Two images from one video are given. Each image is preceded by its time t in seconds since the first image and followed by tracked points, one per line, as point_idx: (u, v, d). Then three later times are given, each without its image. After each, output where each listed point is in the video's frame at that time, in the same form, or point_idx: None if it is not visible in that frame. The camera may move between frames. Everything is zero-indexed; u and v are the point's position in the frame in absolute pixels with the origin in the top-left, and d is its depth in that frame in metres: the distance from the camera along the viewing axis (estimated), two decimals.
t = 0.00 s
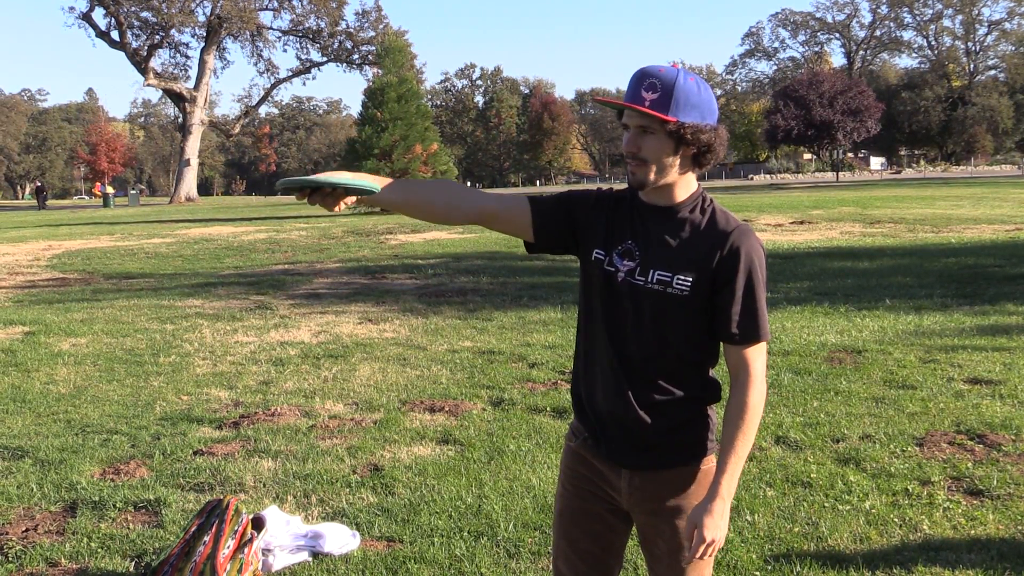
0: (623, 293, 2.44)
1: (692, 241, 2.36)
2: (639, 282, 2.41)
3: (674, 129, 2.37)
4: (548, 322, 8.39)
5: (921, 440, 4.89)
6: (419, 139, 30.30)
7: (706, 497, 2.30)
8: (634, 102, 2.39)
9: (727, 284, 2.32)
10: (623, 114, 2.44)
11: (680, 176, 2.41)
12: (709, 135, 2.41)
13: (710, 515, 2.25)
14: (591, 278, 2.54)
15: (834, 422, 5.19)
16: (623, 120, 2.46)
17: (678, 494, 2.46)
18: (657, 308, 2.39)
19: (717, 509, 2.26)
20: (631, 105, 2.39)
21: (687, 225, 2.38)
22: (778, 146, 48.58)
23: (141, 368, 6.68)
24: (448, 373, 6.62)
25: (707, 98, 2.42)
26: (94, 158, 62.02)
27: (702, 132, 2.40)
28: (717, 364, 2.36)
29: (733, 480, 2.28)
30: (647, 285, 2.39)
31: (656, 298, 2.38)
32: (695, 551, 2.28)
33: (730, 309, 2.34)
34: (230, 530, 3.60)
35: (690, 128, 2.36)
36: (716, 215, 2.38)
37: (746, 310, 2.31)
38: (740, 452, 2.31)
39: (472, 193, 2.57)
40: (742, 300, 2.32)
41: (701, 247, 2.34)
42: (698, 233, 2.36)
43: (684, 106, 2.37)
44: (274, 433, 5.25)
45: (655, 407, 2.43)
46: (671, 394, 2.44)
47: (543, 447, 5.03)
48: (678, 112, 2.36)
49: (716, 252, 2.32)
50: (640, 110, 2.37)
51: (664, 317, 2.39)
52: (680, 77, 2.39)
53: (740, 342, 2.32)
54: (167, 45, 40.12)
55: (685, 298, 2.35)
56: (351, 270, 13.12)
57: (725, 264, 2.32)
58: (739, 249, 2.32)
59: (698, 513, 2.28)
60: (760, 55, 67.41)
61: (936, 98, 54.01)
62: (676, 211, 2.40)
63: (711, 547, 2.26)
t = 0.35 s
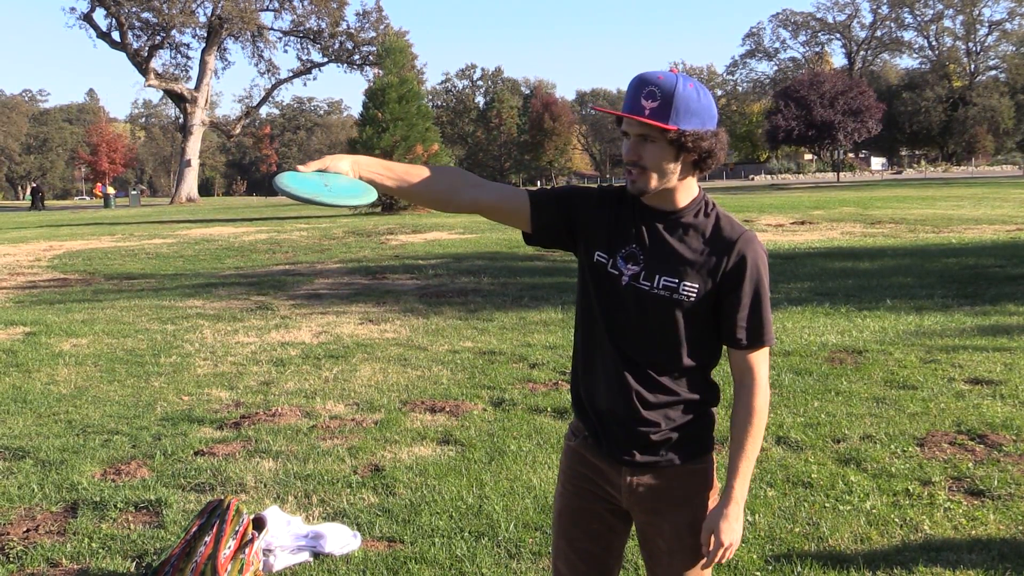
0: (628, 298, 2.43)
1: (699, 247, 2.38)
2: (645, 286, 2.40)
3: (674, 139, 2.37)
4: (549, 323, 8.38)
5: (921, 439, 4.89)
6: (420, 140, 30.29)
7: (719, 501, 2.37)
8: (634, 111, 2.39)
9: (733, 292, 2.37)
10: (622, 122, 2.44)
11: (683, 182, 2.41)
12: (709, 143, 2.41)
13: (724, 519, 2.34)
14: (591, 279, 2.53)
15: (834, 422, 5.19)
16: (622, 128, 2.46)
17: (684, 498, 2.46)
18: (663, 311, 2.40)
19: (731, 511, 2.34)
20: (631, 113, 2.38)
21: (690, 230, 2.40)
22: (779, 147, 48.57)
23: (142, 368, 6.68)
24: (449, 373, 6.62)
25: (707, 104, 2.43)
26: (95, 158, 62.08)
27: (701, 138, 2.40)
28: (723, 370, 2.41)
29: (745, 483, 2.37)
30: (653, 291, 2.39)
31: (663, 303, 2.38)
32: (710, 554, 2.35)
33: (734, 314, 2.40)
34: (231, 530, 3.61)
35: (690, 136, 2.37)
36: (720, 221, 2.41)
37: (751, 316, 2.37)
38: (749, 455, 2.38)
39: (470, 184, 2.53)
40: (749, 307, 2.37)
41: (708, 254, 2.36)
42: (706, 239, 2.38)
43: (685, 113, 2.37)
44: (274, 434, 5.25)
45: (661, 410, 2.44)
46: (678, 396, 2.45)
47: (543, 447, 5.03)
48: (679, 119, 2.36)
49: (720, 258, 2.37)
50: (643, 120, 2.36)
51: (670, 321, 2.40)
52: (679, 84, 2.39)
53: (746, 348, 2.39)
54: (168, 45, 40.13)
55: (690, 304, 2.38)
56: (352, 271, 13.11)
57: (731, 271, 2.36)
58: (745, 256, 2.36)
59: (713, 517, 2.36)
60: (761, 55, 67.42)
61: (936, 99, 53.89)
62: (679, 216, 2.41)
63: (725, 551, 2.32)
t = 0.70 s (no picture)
0: (628, 298, 2.43)
1: (699, 247, 2.39)
2: (645, 287, 2.40)
3: (678, 141, 2.37)
4: (549, 324, 8.37)
5: (922, 440, 4.89)
6: (420, 141, 30.28)
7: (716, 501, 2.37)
8: (637, 112, 2.39)
9: (732, 293, 2.37)
10: (625, 123, 2.45)
11: (685, 183, 2.41)
12: (712, 147, 2.41)
13: (721, 518, 2.33)
14: (591, 279, 2.53)
15: (835, 423, 5.19)
16: (625, 129, 2.47)
17: (681, 499, 2.46)
18: (663, 312, 2.40)
19: (727, 511, 2.33)
20: (634, 115, 2.39)
21: (691, 232, 2.40)
22: (780, 148, 48.59)
23: (143, 369, 6.68)
24: (449, 374, 6.61)
25: (710, 106, 2.43)
26: (95, 159, 62.10)
27: (704, 141, 2.40)
28: (722, 372, 2.42)
29: (742, 483, 2.36)
30: (653, 291, 2.39)
31: (662, 304, 2.38)
32: (705, 554, 2.34)
33: (735, 315, 2.40)
34: (231, 530, 3.61)
35: (693, 136, 2.36)
36: (721, 221, 2.42)
37: (753, 317, 2.37)
38: (748, 456, 2.38)
39: (471, 185, 2.53)
40: (749, 308, 2.37)
41: (709, 256, 2.37)
42: (708, 240, 2.38)
43: (689, 114, 2.36)
44: (274, 435, 5.24)
45: (660, 411, 2.44)
46: (677, 397, 2.46)
47: (544, 449, 5.03)
48: (683, 121, 2.36)
49: (722, 260, 2.37)
50: (646, 121, 2.36)
51: (670, 322, 2.40)
52: (683, 86, 2.38)
53: (747, 349, 2.39)
54: (168, 46, 40.11)
55: (691, 305, 2.38)
56: (352, 272, 13.11)
57: (731, 273, 2.37)
58: (746, 258, 2.36)
59: (709, 518, 2.35)
60: (762, 56, 67.46)
61: (937, 100, 53.85)
62: (680, 217, 2.41)
63: (721, 551, 2.31)
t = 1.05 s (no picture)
0: (628, 298, 2.43)
1: (699, 246, 2.39)
2: (644, 286, 2.41)
3: (680, 139, 2.37)
4: (549, 326, 8.37)
5: (922, 442, 4.89)
6: (421, 142, 30.26)
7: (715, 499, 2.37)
8: (636, 113, 2.39)
9: (732, 292, 2.38)
10: (624, 124, 2.45)
11: (684, 183, 2.41)
12: (711, 147, 2.42)
13: (719, 517, 2.33)
14: (591, 279, 2.53)
15: (835, 424, 5.19)
16: (625, 130, 2.46)
17: (680, 499, 2.46)
18: (663, 313, 2.40)
19: (726, 511, 2.33)
20: (634, 115, 2.39)
21: (690, 232, 2.40)
22: (780, 150, 48.62)
23: (143, 370, 6.69)
24: (449, 375, 6.61)
25: (709, 107, 2.44)
26: (96, 161, 62.14)
27: (705, 141, 2.41)
28: (723, 371, 2.43)
29: (741, 483, 2.37)
30: (653, 291, 2.39)
31: (662, 305, 2.39)
32: (705, 554, 2.34)
33: (734, 315, 2.41)
34: (232, 532, 3.62)
35: (693, 137, 2.36)
36: (720, 221, 2.42)
37: (751, 316, 2.37)
38: (746, 455, 2.38)
39: (469, 184, 2.53)
40: (749, 308, 2.38)
41: (709, 257, 2.37)
42: (707, 240, 2.39)
43: (689, 114, 2.36)
44: (275, 436, 5.24)
45: (659, 412, 2.44)
46: (678, 398, 2.46)
47: (545, 449, 5.03)
48: (683, 121, 2.36)
49: (721, 260, 2.38)
50: (647, 122, 2.36)
51: (670, 322, 2.40)
52: (683, 87, 2.38)
53: (745, 348, 2.39)
54: (169, 48, 40.12)
55: (690, 304, 2.38)
56: (352, 273, 13.11)
57: (731, 272, 2.37)
58: (744, 258, 2.37)
59: (709, 517, 2.35)
60: (762, 57, 67.49)
61: (937, 101, 53.81)
62: (679, 217, 2.42)
63: (719, 550, 2.31)
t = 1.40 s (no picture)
0: (627, 300, 2.44)
1: (699, 248, 2.40)
2: (645, 288, 2.41)
3: (680, 141, 2.37)
4: (549, 326, 8.39)
5: (922, 442, 4.89)
6: (421, 143, 30.28)
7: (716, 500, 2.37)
8: (637, 114, 2.39)
9: (733, 295, 2.38)
10: (625, 126, 2.45)
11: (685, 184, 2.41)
12: (711, 147, 2.43)
13: (721, 519, 2.33)
14: (591, 282, 2.53)
15: (835, 425, 5.19)
16: (625, 132, 2.47)
17: (681, 503, 2.47)
18: (664, 316, 2.41)
19: (727, 511, 2.34)
20: (636, 117, 2.38)
21: (688, 233, 2.41)
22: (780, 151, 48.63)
23: (143, 371, 6.69)
24: (450, 376, 6.62)
25: (710, 108, 2.44)
26: (96, 162, 62.15)
27: (702, 140, 2.42)
28: (725, 373, 2.43)
29: (742, 485, 2.37)
30: (652, 292, 2.40)
31: (662, 306, 2.39)
32: (706, 556, 2.34)
33: (735, 319, 2.40)
34: (232, 532, 3.62)
35: (694, 138, 2.37)
36: (720, 223, 2.43)
37: (751, 318, 2.38)
38: (747, 456, 2.39)
39: (467, 186, 2.53)
40: (748, 310, 2.39)
41: (710, 262, 2.37)
42: (708, 240, 2.39)
43: (689, 117, 2.37)
44: (275, 436, 5.25)
45: (660, 414, 2.44)
46: (680, 401, 2.47)
47: (544, 450, 5.03)
48: (685, 124, 2.36)
49: (722, 263, 2.38)
50: (648, 123, 2.36)
51: (670, 322, 2.40)
52: (684, 89, 2.39)
53: (747, 351, 2.40)
54: (168, 49, 40.13)
55: (690, 306, 2.38)
56: (353, 274, 13.12)
57: (731, 274, 2.38)
58: (746, 260, 2.38)
59: (709, 518, 2.35)
60: (762, 58, 67.51)
61: (937, 102, 53.80)
62: (679, 218, 2.42)
63: (719, 552, 2.32)
